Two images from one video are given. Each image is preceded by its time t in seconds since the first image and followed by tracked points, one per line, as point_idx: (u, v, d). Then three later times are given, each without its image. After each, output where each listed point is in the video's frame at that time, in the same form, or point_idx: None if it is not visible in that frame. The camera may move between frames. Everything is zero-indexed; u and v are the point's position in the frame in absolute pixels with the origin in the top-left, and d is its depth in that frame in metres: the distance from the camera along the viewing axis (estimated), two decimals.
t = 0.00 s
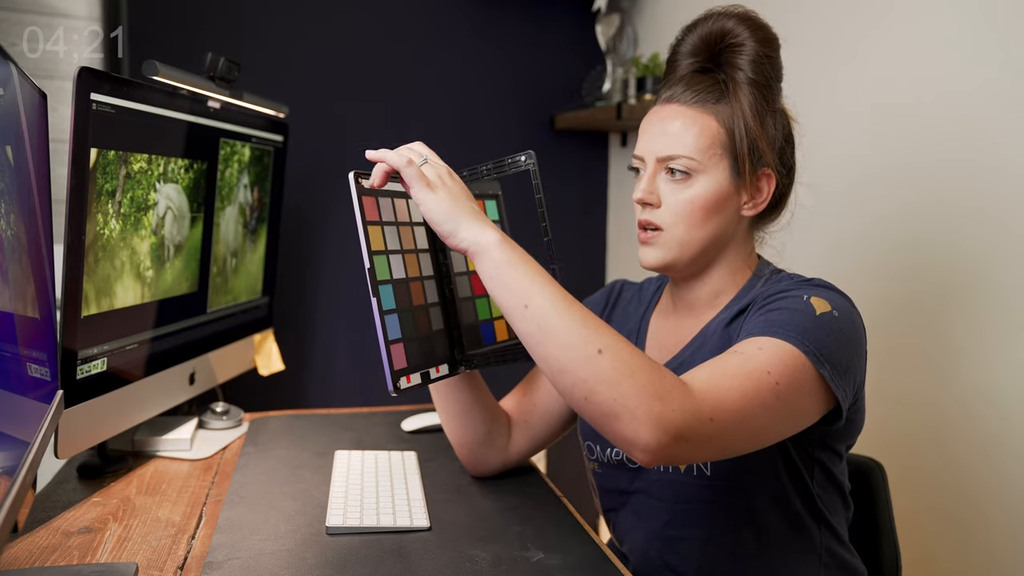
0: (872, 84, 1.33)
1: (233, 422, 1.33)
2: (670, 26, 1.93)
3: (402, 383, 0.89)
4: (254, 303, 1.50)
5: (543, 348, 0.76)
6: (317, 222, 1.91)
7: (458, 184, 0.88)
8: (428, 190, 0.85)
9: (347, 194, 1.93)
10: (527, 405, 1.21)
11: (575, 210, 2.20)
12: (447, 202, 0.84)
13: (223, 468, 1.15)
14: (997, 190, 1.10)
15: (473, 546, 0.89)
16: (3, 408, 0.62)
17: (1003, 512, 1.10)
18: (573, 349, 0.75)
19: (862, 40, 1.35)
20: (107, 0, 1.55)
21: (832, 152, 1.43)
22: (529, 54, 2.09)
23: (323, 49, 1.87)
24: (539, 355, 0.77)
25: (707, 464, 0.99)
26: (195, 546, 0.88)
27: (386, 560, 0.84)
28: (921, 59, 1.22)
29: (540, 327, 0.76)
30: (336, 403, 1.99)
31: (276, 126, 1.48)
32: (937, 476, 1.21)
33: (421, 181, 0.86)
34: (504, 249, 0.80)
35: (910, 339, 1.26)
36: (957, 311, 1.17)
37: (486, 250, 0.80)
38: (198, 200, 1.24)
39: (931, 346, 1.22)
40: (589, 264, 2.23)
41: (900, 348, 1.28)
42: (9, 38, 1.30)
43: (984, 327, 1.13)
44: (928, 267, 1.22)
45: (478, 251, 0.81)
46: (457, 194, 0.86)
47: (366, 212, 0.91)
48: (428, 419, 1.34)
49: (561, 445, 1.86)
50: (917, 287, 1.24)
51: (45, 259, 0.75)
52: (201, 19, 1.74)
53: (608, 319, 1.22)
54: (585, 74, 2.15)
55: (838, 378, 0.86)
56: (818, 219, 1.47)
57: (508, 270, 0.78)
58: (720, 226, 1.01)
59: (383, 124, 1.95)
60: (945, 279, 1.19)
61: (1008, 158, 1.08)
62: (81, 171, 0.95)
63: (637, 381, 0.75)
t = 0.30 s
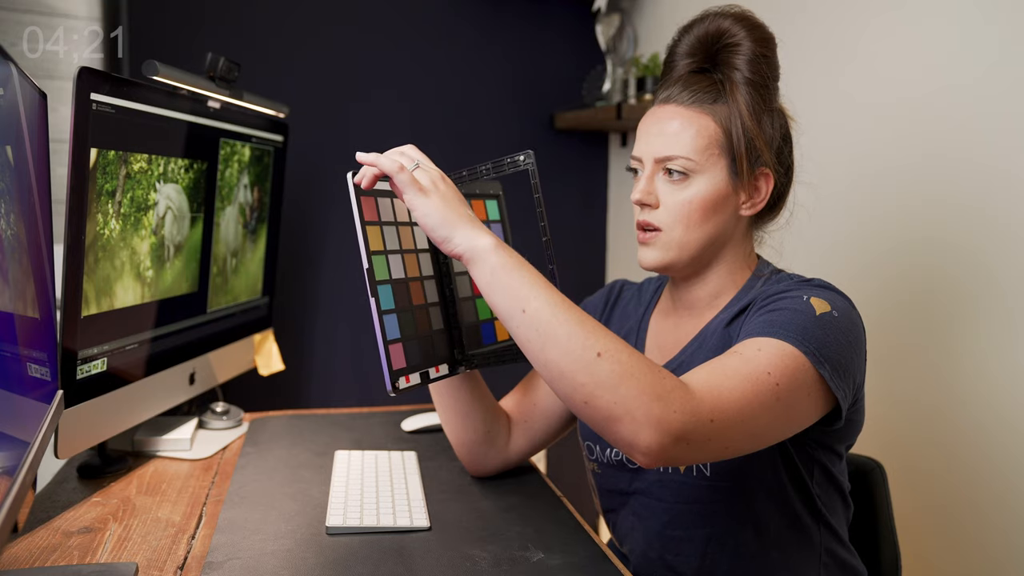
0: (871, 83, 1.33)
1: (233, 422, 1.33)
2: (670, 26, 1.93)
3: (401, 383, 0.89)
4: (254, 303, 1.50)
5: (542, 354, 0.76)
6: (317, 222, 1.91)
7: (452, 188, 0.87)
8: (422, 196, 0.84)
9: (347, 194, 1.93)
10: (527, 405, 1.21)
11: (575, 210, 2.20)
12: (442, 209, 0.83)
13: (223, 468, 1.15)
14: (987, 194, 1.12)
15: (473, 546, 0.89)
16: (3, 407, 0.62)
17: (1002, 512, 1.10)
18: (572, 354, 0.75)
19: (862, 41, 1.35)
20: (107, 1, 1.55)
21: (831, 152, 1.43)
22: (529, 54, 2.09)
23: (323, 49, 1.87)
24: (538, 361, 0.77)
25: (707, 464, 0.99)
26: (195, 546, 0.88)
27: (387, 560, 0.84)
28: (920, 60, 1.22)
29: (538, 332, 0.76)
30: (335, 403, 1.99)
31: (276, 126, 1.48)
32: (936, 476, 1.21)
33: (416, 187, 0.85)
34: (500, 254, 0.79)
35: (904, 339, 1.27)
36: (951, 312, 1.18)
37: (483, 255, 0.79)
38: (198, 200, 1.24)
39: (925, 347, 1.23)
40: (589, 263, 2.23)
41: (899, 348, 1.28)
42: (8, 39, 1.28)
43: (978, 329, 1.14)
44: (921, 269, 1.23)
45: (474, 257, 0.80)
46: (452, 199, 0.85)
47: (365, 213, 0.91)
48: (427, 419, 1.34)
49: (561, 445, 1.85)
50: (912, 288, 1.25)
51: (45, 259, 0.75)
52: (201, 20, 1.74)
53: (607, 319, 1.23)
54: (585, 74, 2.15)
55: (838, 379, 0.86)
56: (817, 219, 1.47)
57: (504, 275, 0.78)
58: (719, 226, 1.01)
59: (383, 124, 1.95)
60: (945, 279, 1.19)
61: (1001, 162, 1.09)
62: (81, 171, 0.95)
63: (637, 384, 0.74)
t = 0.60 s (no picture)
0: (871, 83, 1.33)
1: (233, 422, 1.33)
2: (670, 26, 1.93)
3: (405, 386, 0.89)
4: (254, 303, 1.50)
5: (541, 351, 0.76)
6: (317, 222, 1.91)
7: (450, 185, 0.87)
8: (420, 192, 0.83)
9: (347, 194, 1.93)
10: (527, 405, 1.21)
11: (575, 210, 2.20)
12: (440, 205, 0.83)
13: (223, 468, 1.15)
14: (988, 194, 1.12)
15: (473, 546, 0.89)
16: (3, 408, 0.62)
17: (1002, 512, 1.10)
18: (571, 352, 0.75)
19: (862, 41, 1.35)
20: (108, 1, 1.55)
21: (832, 152, 1.43)
22: (529, 54, 2.09)
23: (323, 49, 1.87)
24: (537, 358, 0.77)
25: (707, 464, 0.99)
26: (195, 546, 0.88)
27: (387, 560, 0.84)
28: (920, 60, 1.22)
29: (537, 329, 0.76)
30: (335, 403, 1.99)
31: (277, 126, 1.48)
32: (936, 476, 1.21)
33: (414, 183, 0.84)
34: (499, 252, 0.79)
35: (901, 339, 1.27)
36: (950, 313, 1.18)
37: (481, 252, 0.79)
38: (198, 200, 1.24)
39: (925, 348, 1.23)
40: (589, 263, 2.23)
41: (899, 347, 1.28)
42: (9, 38, 1.30)
43: (977, 329, 1.14)
44: (919, 267, 1.24)
45: (472, 255, 0.80)
46: (449, 196, 0.84)
47: (369, 216, 0.91)
48: (427, 419, 1.34)
49: (561, 445, 1.85)
50: (912, 288, 1.25)
51: (46, 259, 0.75)
52: (201, 20, 1.74)
53: (608, 319, 1.23)
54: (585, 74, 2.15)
55: (838, 378, 0.86)
56: (817, 219, 1.47)
57: (503, 273, 0.78)
58: (719, 226, 1.01)
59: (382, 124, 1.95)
60: (944, 280, 1.19)
61: (1000, 162, 1.10)
62: (81, 170, 0.95)
63: (636, 382, 0.74)
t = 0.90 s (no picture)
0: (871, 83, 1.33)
1: (233, 422, 1.33)
2: (670, 26, 1.93)
3: (401, 389, 0.89)
4: (254, 303, 1.50)
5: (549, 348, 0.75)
6: (317, 222, 1.91)
7: (457, 181, 0.86)
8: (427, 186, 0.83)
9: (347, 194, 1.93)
10: (527, 406, 1.21)
11: (575, 210, 2.20)
12: (446, 199, 0.82)
13: (223, 468, 1.15)
14: (988, 193, 1.12)
15: (473, 546, 0.89)
16: (3, 408, 0.62)
17: (1002, 512, 1.10)
18: (579, 349, 0.74)
19: (862, 41, 1.35)
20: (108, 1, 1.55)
21: (831, 151, 1.43)
22: (529, 54, 2.09)
23: (323, 49, 1.87)
24: (545, 356, 0.76)
25: (707, 463, 0.99)
26: (195, 546, 0.88)
27: (387, 560, 0.84)
28: (920, 61, 1.22)
29: (545, 326, 0.75)
30: (335, 403, 1.99)
31: (277, 126, 1.48)
32: (937, 476, 1.21)
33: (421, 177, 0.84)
34: (508, 248, 0.78)
35: (900, 340, 1.28)
36: (951, 313, 1.18)
37: (489, 247, 0.78)
38: (198, 200, 1.24)
39: (924, 348, 1.23)
40: (589, 263, 2.23)
41: (899, 347, 1.28)
42: (9, 38, 1.31)
43: (977, 329, 1.14)
44: (918, 267, 1.24)
45: (480, 250, 0.79)
46: (456, 191, 0.84)
47: (377, 215, 0.91)
48: (427, 419, 1.34)
49: (561, 445, 1.85)
50: (912, 286, 1.25)
51: (46, 259, 0.75)
52: (201, 20, 1.74)
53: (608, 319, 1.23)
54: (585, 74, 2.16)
55: (839, 376, 0.86)
56: (817, 219, 1.47)
57: (512, 268, 0.77)
58: (719, 226, 1.01)
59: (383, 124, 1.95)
60: (944, 280, 1.19)
61: (999, 162, 1.10)
62: (81, 171, 0.95)
63: (644, 380, 0.74)
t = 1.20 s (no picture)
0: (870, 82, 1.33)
1: (233, 422, 1.33)
2: (669, 26, 1.93)
3: (402, 388, 0.90)
4: (254, 303, 1.50)
5: (562, 317, 0.72)
6: (317, 222, 1.91)
7: (458, 153, 0.84)
8: (428, 161, 0.81)
9: (347, 194, 1.93)
10: (527, 406, 1.22)
11: (575, 211, 2.20)
12: (447, 172, 0.80)
13: (223, 468, 1.15)
14: (989, 194, 1.11)
15: (473, 546, 0.89)
16: (3, 408, 0.62)
17: (1001, 511, 1.10)
18: (593, 318, 0.71)
19: (862, 42, 1.35)
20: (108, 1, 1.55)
21: (832, 152, 1.43)
22: (529, 54, 2.09)
23: (323, 49, 1.87)
24: (558, 327, 0.73)
25: (707, 459, 1.00)
26: (195, 546, 0.88)
27: (386, 560, 0.84)
28: (920, 60, 1.22)
29: (557, 294, 0.72)
30: (335, 403, 1.99)
31: (277, 126, 1.48)
32: (937, 477, 1.21)
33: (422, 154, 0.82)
34: (516, 213, 0.75)
35: (898, 339, 1.28)
36: (952, 315, 1.18)
37: (494, 216, 0.75)
38: (198, 200, 1.24)
39: (925, 347, 1.23)
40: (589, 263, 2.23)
41: (900, 348, 1.28)
42: (9, 38, 1.29)
43: (977, 327, 1.14)
44: (918, 267, 1.24)
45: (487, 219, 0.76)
46: (456, 163, 0.81)
47: (393, 212, 0.90)
48: (427, 419, 1.34)
49: (561, 445, 1.85)
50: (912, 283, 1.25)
51: (45, 259, 0.75)
52: (201, 20, 1.74)
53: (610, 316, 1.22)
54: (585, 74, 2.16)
55: (843, 365, 0.86)
56: (816, 219, 1.47)
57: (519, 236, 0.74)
58: (719, 225, 1.01)
59: (383, 124, 1.95)
60: (944, 280, 1.19)
61: (999, 160, 1.10)
62: (81, 171, 0.95)
63: (661, 346, 0.72)
